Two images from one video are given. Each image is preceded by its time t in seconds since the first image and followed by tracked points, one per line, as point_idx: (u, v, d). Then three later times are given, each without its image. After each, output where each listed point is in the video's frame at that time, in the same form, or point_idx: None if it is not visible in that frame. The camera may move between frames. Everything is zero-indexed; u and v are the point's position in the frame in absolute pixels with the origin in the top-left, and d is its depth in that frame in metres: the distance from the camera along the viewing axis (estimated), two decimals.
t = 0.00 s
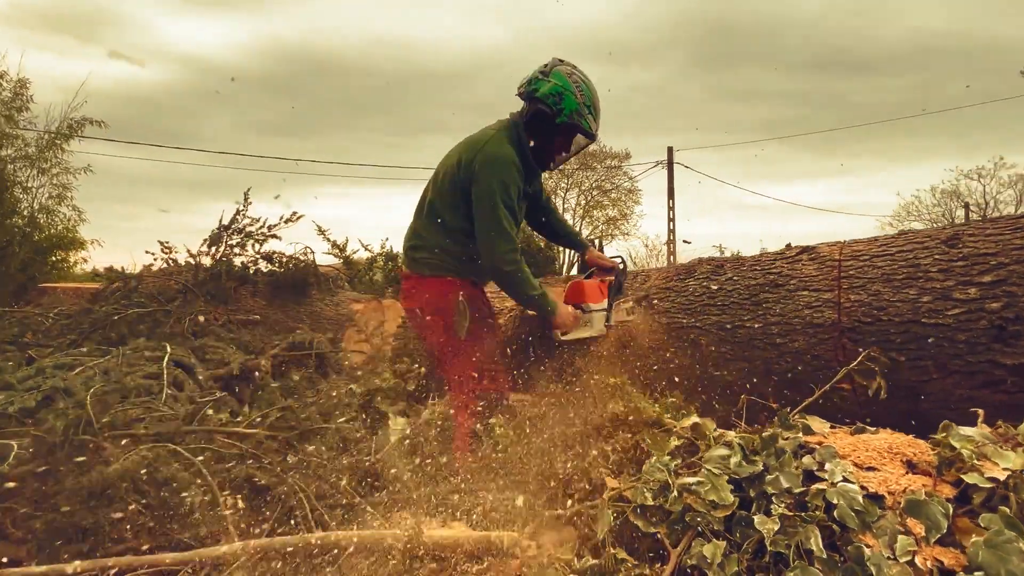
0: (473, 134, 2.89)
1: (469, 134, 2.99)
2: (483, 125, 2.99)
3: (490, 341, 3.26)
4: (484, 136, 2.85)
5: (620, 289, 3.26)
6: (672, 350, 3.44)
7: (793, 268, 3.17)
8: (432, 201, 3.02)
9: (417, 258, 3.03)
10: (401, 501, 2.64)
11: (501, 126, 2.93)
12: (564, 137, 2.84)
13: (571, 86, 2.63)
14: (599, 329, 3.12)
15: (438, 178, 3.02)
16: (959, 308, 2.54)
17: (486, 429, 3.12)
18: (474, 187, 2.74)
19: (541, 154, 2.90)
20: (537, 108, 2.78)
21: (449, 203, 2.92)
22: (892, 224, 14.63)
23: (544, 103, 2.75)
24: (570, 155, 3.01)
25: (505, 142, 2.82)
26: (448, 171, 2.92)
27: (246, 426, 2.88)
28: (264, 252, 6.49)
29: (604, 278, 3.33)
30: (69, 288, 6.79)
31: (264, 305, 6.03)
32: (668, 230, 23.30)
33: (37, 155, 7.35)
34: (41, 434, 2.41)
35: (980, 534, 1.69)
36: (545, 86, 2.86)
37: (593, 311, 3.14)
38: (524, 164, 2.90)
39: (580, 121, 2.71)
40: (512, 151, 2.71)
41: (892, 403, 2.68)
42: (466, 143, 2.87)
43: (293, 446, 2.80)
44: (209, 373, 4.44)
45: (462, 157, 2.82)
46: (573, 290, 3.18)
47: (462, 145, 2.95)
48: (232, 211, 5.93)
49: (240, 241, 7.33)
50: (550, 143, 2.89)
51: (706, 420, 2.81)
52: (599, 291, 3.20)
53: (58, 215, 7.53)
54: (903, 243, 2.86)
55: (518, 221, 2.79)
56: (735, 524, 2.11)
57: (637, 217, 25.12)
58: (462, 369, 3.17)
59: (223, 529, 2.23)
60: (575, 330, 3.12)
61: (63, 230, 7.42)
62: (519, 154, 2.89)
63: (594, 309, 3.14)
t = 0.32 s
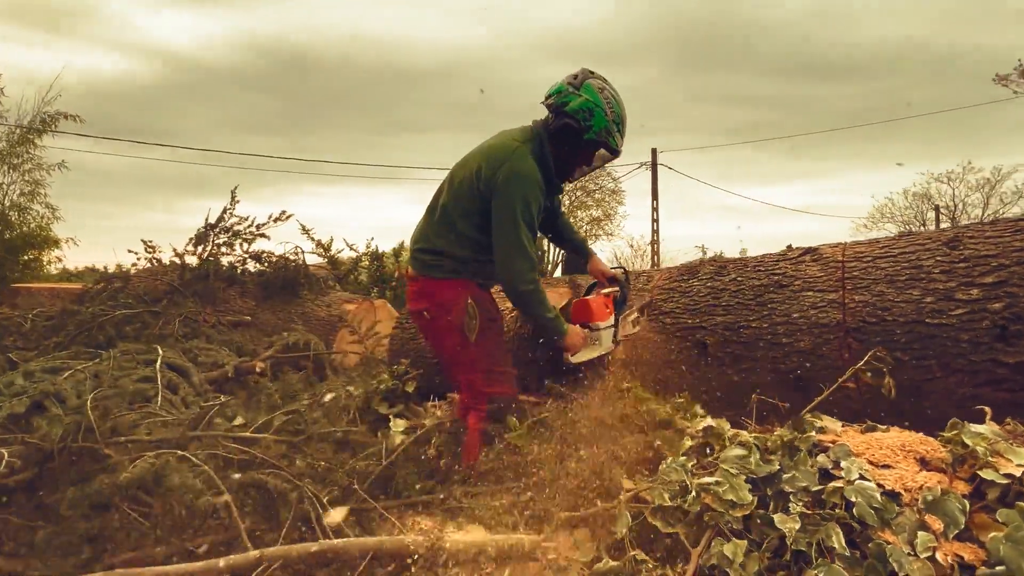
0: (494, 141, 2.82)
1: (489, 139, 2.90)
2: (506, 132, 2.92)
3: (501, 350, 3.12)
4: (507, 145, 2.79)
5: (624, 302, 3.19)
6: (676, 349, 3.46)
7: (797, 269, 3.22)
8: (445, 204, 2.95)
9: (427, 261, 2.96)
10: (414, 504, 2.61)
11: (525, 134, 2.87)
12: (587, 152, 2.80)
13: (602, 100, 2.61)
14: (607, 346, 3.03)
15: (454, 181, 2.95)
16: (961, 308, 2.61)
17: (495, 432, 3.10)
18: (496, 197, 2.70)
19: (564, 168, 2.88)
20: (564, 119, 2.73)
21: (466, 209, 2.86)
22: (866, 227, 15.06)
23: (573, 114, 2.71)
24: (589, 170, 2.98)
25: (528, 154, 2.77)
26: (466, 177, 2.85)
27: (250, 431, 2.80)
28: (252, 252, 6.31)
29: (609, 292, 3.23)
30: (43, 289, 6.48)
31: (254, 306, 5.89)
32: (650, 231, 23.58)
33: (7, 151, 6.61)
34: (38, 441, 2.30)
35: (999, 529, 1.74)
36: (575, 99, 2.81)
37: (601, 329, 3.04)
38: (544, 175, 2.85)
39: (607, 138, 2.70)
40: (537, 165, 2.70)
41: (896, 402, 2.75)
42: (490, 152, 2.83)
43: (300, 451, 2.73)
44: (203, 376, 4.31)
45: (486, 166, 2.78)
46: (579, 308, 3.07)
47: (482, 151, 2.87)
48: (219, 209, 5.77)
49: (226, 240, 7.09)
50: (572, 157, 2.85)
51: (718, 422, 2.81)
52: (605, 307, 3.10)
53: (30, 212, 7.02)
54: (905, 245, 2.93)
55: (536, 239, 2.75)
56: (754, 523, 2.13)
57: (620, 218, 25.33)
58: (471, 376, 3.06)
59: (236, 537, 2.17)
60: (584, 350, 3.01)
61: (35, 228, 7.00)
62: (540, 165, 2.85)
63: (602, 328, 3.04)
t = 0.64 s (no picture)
0: (511, 142, 2.91)
1: (506, 139, 2.98)
2: (522, 133, 3.02)
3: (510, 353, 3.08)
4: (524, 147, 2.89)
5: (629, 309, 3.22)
6: (677, 346, 3.49)
7: (795, 268, 3.28)
8: (457, 202, 3.00)
9: (437, 257, 3.01)
10: (423, 508, 2.61)
11: (543, 136, 3.00)
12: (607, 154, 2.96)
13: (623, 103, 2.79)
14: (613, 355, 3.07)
15: (468, 179, 3.01)
16: (957, 304, 2.69)
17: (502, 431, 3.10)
18: (513, 200, 2.80)
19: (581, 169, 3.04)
20: (586, 121, 2.89)
21: (478, 208, 2.93)
22: (839, 228, 15.50)
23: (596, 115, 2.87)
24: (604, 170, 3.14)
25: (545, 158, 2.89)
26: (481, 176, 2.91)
27: (252, 432, 2.73)
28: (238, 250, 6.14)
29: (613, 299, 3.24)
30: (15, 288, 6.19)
31: (241, 305, 5.75)
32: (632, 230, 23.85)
33: None
34: (30, 446, 2.19)
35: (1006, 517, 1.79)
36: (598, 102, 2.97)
37: (607, 337, 3.09)
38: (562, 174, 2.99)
39: (628, 141, 2.85)
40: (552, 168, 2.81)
41: (894, 396, 2.82)
42: (506, 154, 2.92)
43: (304, 452, 2.67)
44: (192, 377, 4.18)
45: (501, 168, 2.86)
46: (585, 317, 3.11)
47: (498, 150, 2.95)
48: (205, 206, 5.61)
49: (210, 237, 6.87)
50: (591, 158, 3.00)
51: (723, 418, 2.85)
52: (611, 314, 3.14)
53: None
54: (900, 243, 3.01)
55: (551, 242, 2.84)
56: (765, 516, 2.15)
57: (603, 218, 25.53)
58: (478, 376, 3.01)
59: (247, 539, 2.11)
60: (591, 359, 3.09)
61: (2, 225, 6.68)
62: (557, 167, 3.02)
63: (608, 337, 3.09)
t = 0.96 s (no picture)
0: (511, 130, 2.84)
1: (505, 127, 2.90)
2: (520, 121, 2.95)
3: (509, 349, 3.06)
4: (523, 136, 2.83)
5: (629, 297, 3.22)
6: (674, 342, 3.48)
7: (791, 263, 3.30)
8: (455, 194, 2.94)
9: (435, 251, 2.94)
10: (424, 510, 2.56)
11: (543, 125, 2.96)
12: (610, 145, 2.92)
13: (626, 91, 2.80)
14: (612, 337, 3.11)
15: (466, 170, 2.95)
16: (952, 299, 2.74)
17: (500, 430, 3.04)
18: (512, 190, 2.73)
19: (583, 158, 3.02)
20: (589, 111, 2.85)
21: (477, 198, 2.87)
22: (813, 228, 15.89)
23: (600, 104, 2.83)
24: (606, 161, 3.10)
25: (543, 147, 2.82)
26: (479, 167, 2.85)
27: (242, 434, 2.61)
28: (217, 246, 5.89)
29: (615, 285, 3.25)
30: None
31: (221, 303, 5.55)
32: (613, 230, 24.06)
33: None
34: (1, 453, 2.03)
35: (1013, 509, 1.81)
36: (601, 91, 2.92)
37: (608, 320, 3.11)
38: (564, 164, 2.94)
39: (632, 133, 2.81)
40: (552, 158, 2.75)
41: (890, 391, 2.86)
42: (505, 143, 2.84)
43: (298, 453, 2.57)
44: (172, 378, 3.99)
45: (500, 158, 2.79)
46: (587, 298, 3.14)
47: (496, 139, 2.88)
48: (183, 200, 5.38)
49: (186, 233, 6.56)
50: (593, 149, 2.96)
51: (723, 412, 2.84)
52: (613, 298, 3.15)
53: None
54: (895, 239, 3.05)
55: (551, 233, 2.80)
56: (773, 511, 2.13)
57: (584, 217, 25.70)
58: (479, 374, 2.97)
59: (244, 545, 2.01)
60: (591, 338, 3.13)
61: None
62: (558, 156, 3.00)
63: (609, 318, 3.10)
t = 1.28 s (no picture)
0: (503, 115, 2.79)
1: (498, 113, 2.85)
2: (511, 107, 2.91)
3: (505, 347, 2.93)
4: (516, 120, 2.77)
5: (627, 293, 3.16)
6: (670, 339, 3.44)
7: (787, 260, 3.29)
8: (448, 186, 2.86)
9: (430, 245, 2.84)
10: (419, 513, 2.50)
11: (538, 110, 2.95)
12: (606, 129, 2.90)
13: (623, 74, 2.78)
14: (608, 330, 3.05)
15: (458, 161, 2.87)
16: (948, 295, 2.75)
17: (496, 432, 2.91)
18: (506, 172, 2.66)
19: (579, 142, 3.02)
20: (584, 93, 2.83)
21: (472, 185, 2.80)
22: (791, 230, 16.22)
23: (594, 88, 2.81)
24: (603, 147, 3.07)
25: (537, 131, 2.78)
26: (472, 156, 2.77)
27: (227, 436, 2.47)
28: (195, 243, 5.67)
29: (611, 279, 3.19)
30: None
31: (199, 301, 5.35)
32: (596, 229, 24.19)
33: None
34: None
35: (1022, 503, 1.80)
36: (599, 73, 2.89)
37: (604, 313, 3.05)
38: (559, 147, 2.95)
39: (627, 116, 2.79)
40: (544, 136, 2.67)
41: (887, 386, 2.86)
42: (497, 127, 2.78)
43: (287, 457, 2.44)
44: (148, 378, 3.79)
45: (492, 140, 2.72)
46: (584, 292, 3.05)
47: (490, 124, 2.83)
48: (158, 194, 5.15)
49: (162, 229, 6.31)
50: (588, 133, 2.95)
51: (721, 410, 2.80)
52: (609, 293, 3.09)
53: None
54: (890, 236, 3.06)
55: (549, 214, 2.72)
56: (779, 509, 2.10)
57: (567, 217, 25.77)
58: (474, 372, 2.86)
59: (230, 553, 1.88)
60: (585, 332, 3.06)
61: None
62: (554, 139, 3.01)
63: (606, 313, 3.05)
